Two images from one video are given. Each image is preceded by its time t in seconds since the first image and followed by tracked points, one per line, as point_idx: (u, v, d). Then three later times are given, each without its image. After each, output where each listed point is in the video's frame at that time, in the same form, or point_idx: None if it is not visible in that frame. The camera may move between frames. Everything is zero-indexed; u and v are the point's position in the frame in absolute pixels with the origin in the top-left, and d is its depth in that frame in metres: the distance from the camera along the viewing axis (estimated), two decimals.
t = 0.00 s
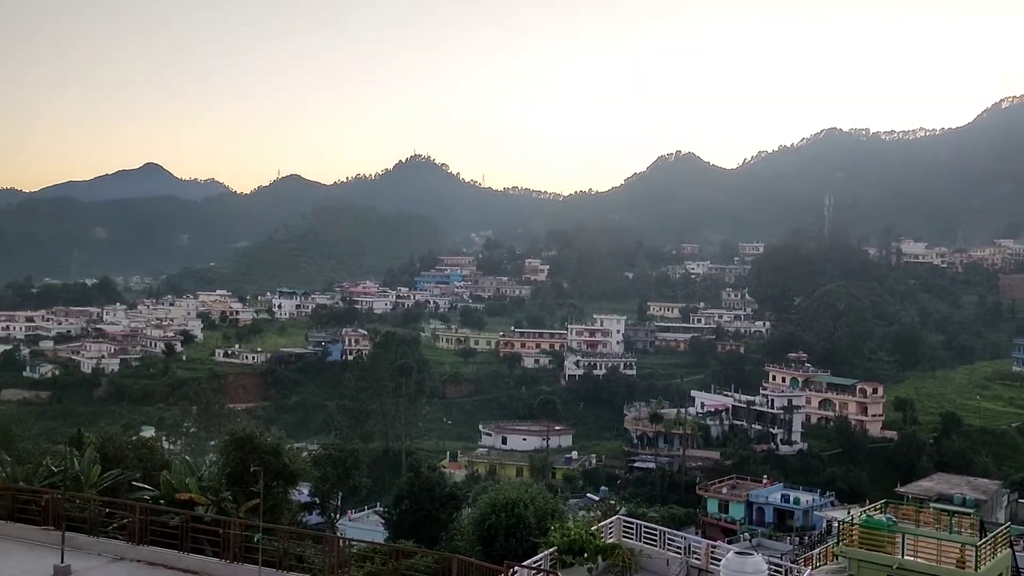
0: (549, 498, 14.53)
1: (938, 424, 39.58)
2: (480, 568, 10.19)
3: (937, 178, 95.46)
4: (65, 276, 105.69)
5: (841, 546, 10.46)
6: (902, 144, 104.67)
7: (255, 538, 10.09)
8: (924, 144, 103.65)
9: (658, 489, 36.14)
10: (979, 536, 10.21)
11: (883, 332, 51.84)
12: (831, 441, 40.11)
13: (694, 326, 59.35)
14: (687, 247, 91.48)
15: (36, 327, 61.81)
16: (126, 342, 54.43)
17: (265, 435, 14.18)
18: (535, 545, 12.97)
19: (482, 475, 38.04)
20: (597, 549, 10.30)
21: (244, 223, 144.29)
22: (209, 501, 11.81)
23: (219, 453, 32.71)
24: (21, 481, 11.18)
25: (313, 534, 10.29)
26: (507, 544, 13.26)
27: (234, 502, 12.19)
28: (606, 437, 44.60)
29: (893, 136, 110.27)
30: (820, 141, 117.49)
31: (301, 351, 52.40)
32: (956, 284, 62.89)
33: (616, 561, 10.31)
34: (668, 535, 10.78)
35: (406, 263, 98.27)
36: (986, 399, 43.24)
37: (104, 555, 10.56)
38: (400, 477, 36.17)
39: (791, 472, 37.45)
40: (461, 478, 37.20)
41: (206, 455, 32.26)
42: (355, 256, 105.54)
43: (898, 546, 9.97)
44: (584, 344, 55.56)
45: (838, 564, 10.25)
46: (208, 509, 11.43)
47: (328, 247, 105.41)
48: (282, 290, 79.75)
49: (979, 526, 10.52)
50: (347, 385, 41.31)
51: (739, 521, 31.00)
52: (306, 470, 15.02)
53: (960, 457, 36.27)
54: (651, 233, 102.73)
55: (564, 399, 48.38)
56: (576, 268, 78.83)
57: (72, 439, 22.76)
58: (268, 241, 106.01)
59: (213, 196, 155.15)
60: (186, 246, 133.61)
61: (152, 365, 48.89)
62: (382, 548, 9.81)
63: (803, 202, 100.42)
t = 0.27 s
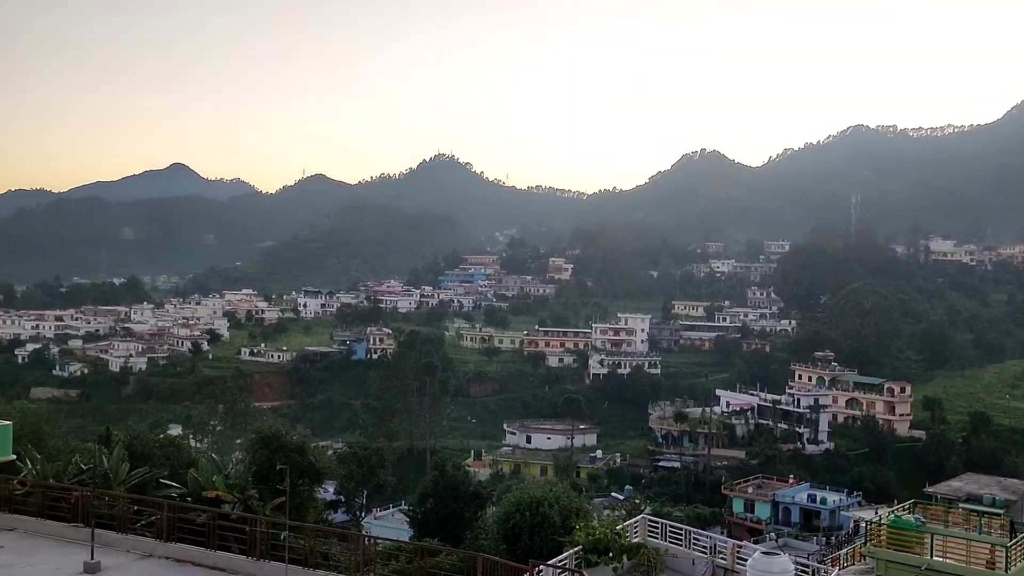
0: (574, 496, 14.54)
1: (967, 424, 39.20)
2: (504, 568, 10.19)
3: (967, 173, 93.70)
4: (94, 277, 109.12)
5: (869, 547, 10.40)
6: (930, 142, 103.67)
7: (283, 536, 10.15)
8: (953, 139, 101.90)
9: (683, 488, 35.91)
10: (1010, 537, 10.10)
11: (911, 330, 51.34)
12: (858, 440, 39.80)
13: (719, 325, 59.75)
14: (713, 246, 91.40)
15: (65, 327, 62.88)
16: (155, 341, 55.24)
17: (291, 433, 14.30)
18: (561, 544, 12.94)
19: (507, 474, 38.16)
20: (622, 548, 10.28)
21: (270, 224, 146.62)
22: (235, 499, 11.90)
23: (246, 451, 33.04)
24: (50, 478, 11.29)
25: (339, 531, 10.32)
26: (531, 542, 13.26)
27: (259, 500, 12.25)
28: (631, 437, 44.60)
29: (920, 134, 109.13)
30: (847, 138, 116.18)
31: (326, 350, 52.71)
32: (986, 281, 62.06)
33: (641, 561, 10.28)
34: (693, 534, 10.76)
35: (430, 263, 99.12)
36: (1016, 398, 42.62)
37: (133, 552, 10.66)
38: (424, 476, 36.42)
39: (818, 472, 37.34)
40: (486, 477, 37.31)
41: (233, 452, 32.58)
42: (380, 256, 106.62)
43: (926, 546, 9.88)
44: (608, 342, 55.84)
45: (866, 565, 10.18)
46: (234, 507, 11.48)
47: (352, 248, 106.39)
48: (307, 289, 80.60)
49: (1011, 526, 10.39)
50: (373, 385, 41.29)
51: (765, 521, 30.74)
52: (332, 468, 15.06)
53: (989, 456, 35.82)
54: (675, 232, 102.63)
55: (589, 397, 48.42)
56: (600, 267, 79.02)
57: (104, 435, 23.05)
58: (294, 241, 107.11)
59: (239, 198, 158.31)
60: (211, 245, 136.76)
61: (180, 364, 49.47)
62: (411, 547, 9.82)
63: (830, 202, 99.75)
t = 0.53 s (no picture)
0: (597, 494, 14.56)
1: (994, 423, 38.82)
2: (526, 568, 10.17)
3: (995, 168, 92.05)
4: (121, 276, 111.45)
5: (894, 546, 10.30)
6: (958, 138, 102.03)
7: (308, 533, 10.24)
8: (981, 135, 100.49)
9: (706, 487, 35.77)
10: None
11: (938, 328, 50.76)
12: (884, 439, 39.75)
13: (742, 323, 59.48)
14: (736, 244, 91.31)
15: (92, 325, 63.94)
16: (178, 339, 55.81)
17: (314, 431, 14.44)
18: (583, 542, 12.94)
19: (529, 471, 38.24)
20: (645, 547, 10.27)
21: (293, 226, 150.08)
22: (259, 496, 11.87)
23: (269, 449, 33.13)
24: (77, 475, 11.40)
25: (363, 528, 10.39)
26: (554, 540, 13.16)
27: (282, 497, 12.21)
28: (653, 435, 44.75)
29: (947, 130, 107.78)
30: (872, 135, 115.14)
31: (348, 347, 53.18)
32: (1014, 279, 61.31)
33: (665, 559, 10.18)
34: (717, 533, 10.71)
35: (452, 261, 100.32)
36: None
37: (158, 548, 10.76)
38: (446, 474, 36.64)
39: (843, 471, 37.05)
40: (508, 474, 37.36)
41: (256, 450, 32.70)
42: (402, 254, 107.88)
43: (953, 547, 9.78)
44: (631, 341, 55.43)
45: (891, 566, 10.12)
46: (257, 504, 11.51)
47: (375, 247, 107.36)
48: (330, 287, 81.52)
49: None
50: (396, 383, 41.18)
51: (788, 521, 30.64)
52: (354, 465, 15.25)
53: (1018, 456, 34.46)
54: (697, 231, 102.68)
55: (612, 396, 48.59)
56: (622, 264, 79.34)
57: (129, 432, 23.68)
58: (317, 240, 108.00)
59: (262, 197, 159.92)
60: (236, 242, 137.82)
61: (204, 361, 50.18)
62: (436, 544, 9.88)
63: (855, 197, 98.44)
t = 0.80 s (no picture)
0: (619, 492, 14.58)
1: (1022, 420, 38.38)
2: (548, 566, 10.15)
3: None
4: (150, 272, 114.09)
5: (919, 546, 10.26)
6: (985, 137, 100.64)
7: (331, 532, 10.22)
8: (1010, 131, 99.14)
9: (729, 484, 35.79)
10: None
11: (964, 326, 50.29)
12: (909, 437, 39.80)
13: (766, 320, 59.02)
14: (760, 240, 90.37)
15: (118, 322, 64.91)
16: (202, 335, 56.30)
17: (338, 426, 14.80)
18: (606, 540, 12.90)
19: (551, 468, 38.20)
20: (670, 544, 10.20)
21: (313, 228, 154.07)
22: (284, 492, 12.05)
23: (292, 446, 33.35)
24: (105, 470, 11.32)
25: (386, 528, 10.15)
26: (577, 537, 13.21)
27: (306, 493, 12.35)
28: (676, 432, 44.92)
29: (974, 126, 106.74)
30: (897, 131, 114.23)
31: (372, 345, 54.28)
32: None
33: (689, 557, 10.36)
34: (741, 530, 10.63)
35: (475, 257, 102.03)
36: None
37: (185, 543, 10.76)
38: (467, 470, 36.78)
39: (869, 468, 36.85)
40: (531, 471, 37.41)
41: (278, 447, 33.03)
42: (425, 251, 110.12)
43: (979, 545, 9.66)
44: (653, 337, 55.98)
45: (918, 565, 10.10)
46: (282, 500, 11.66)
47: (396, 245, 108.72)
48: (352, 285, 82.47)
49: None
50: (418, 378, 41.72)
51: (812, 518, 30.61)
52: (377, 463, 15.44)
53: None
54: (719, 227, 102.89)
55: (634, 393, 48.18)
56: (644, 260, 79.96)
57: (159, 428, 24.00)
58: (342, 237, 111.11)
59: (288, 196, 164.47)
60: (259, 241, 141.00)
61: (229, 358, 51.02)
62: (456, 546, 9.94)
63: (880, 194, 97.56)
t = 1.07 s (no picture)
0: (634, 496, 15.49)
1: None
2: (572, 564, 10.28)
3: None
4: (164, 271, 122.12)
5: (948, 542, 9.93)
6: (997, 139, 101.22)
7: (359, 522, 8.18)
8: None
9: (754, 481, 38.24)
10: None
11: (993, 320, 52.59)
12: (938, 434, 42.56)
13: (792, 317, 65.15)
14: (785, 235, 95.79)
15: (143, 318, 71.09)
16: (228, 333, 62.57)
17: (358, 426, 19.64)
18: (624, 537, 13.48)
19: (574, 464, 41.05)
20: (693, 540, 10.34)
21: (338, 224, 162.70)
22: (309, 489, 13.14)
23: (314, 441, 35.54)
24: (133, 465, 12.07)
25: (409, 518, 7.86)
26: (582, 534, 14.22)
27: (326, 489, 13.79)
28: (700, 429, 48.17)
29: (1001, 121, 106.29)
30: (921, 127, 113.72)
31: (396, 342, 58.00)
32: None
33: (713, 553, 10.68)
34: (765, 527, 11.14)
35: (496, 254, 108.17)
36: None
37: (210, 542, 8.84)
38: (492, 466, 39.06)
39: (895, 466, 39.48)
40: (555, 467, 40.24)
41: (302, 442, 35.27)
42: (453, 251, 116.50)
43: (1009, 543, 8.91)
44: (677, 334, 61.23)
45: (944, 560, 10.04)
46: (307, 496, 12.77)
47: (421, 241, 116.48)
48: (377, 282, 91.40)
49: None
50: (441, 374, 42.27)
51: (839, 515, 31.72)
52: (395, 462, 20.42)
53: None
54: (745, 221, 105.64)
55: (658, 390, 52.63)
56: (667, 257, 86.63)
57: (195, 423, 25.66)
58: (364, 234, 117.76)
59: (312, 195, 173.59)
60: (283, 240, 150.95)
61: (255, 355, 54.04)
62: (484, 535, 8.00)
63: (905, 188, 98.08)
